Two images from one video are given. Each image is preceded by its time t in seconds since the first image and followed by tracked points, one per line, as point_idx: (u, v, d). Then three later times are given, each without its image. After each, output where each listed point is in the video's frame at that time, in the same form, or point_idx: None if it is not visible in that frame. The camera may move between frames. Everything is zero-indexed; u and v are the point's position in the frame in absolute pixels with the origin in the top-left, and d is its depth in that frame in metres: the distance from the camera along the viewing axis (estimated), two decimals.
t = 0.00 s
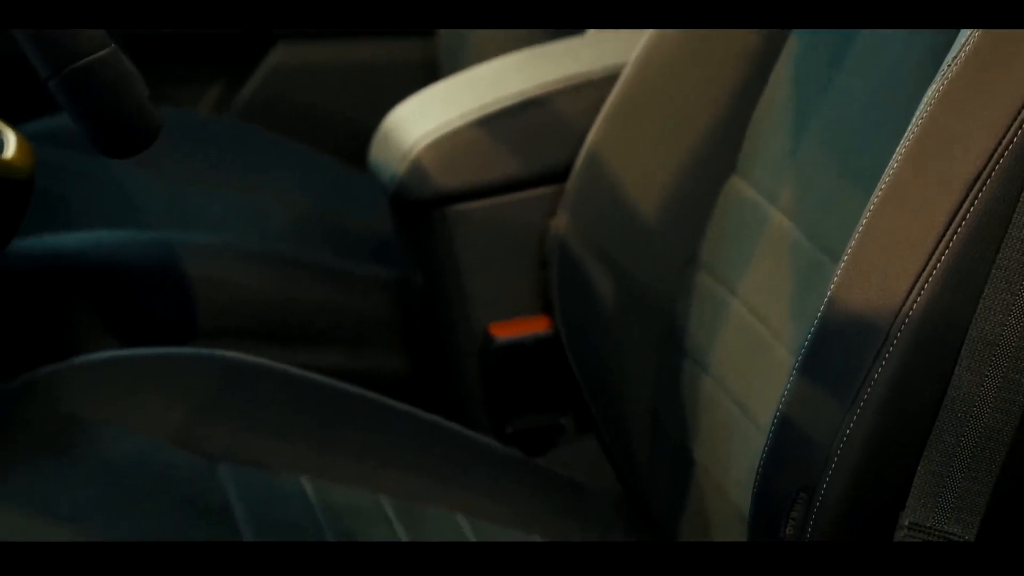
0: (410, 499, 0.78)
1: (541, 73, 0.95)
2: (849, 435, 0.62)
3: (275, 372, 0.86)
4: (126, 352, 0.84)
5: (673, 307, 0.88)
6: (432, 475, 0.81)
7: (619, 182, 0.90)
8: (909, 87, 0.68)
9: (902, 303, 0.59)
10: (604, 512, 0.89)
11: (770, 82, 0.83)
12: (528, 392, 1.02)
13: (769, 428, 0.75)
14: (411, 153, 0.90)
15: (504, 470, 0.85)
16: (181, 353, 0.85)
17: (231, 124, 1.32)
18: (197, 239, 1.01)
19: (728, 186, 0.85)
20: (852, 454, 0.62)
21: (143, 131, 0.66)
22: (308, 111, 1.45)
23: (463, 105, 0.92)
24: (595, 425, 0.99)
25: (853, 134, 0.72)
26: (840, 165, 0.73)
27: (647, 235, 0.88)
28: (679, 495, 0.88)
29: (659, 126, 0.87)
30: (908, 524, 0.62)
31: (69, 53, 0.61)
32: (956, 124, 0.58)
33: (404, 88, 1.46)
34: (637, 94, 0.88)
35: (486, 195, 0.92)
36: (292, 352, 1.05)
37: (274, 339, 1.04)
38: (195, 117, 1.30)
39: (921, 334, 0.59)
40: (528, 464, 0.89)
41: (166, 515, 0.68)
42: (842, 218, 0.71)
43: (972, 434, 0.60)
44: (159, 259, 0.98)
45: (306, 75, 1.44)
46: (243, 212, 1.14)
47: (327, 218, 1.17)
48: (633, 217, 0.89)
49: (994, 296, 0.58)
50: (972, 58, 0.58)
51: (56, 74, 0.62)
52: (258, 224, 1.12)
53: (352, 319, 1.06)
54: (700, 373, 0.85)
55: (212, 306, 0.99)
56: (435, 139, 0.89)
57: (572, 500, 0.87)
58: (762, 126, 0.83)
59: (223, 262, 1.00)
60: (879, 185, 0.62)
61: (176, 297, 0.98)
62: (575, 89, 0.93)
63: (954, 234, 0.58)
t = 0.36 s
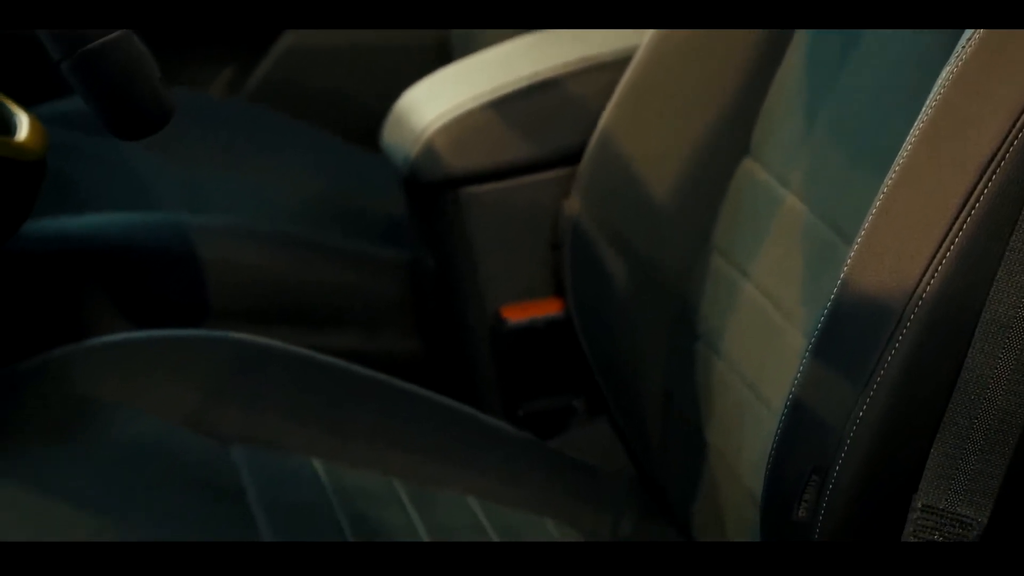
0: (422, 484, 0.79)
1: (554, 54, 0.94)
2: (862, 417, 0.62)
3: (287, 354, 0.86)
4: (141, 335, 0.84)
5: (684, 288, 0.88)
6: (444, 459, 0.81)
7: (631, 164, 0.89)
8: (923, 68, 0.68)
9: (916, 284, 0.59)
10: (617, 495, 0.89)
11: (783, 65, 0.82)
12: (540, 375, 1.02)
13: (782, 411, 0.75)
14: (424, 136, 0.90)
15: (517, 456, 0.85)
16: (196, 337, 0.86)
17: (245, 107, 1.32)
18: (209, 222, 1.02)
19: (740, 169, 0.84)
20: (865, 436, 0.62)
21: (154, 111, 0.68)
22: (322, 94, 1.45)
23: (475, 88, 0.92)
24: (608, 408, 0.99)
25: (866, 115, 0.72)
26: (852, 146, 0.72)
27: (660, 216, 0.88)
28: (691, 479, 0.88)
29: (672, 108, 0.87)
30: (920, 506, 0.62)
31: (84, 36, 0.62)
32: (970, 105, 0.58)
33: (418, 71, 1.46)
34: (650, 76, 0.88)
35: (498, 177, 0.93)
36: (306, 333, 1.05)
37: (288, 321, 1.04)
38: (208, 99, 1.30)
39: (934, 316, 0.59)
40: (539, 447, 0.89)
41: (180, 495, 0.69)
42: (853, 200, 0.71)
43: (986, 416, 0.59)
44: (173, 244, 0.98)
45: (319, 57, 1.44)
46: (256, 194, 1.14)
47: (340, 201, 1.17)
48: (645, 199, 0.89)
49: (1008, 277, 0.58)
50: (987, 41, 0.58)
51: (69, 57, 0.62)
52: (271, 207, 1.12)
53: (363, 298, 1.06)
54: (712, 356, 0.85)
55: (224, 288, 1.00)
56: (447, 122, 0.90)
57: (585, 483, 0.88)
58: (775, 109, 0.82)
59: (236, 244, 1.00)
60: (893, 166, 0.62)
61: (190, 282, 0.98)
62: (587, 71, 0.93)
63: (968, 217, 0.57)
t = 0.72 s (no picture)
0: (435, 462, 0.80)
1: (565, 34, 0.94)
2: (874, 398, 0.62)
3: (300, 332, 0.87)
4: (153, 314, 0.84)
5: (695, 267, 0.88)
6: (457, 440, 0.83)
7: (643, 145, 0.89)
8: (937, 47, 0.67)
9: (928, 266, 0.59)
10: (628, 475, 0.89)
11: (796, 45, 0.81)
12: (552, 356, 1.03)
13: (794, 392, 0.74)
14: (435, 117, 0.90)
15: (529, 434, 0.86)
16: (208, 317, 0.85)
17: (256, 86, 1.32)
18: (221, 201, 1.02)
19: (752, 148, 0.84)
20: (877, 417, 0.62)
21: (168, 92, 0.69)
22: (333, 73, 1.45)
23: (486, 68, 0.91)
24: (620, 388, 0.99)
25: (879, 94, 0.71)
26: (866, 126, 0.72)
27: (671, 197, 0.87)
28: (703, 460, 0.88)
29: (684, 88, 0.87)
30: (933, 486, 0.62)
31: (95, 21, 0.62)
32: (984, 86, 0.58)
33: (429, 50, 1.46)
34: (662, 56, 0.88)
35: (509, 156, 0.93)
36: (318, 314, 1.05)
37: (302, 300, 1.04)
38: (219, 79, 1.30)
39: (947, 297, 0.59)
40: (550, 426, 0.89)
41: (193, 473, 0.69)
42: (866, 181, 0.71)
43: (998, 397, 0.59)
44: (186, 223, 0.98)
45: (330, 37, 1.44)
46: (268, 174, 1.14)
47: (351, 182, 1.17)
48: (657, 180, 0.88)
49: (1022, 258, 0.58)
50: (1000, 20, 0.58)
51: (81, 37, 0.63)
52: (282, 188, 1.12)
53: (374, 279, 1.06)
54: (724, 337, 0.85)
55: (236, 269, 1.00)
56: (459, 102, 0.89)
57: (596, 464, 0.88)
58: (787, 90, 0.81)
59: (247, 224, 1.00)
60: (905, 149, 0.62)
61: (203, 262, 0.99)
62: (599, 51, 0.92)
63: (981, 197, 0.57)
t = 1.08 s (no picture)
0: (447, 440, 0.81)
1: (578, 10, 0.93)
2: (886, 374, 0.62)
3: (311, 309, 0.87)
4: (163, 290, 0.85)
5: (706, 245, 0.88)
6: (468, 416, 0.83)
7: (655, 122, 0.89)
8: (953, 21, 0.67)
9: (941, 242, 0.58)
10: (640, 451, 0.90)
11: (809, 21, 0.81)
12: (565, 331, 1.03)
13: (806, 368, 0.74)
14: (447, 93, 0.90)
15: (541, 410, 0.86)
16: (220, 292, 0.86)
17: (266, 63, 1.32)
18: (232, 177, 1.02)
19: (762, 133, 0.84)
20: (888, 395, 0.62)
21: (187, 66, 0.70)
22: (343, 51, 1.45)
23: (498, 44, 0.91)
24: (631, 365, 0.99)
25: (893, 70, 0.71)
26: (879, 102, 0.71)
27: (682, 174, 0.87)
28: (714, 436, 0.88)
29: (698, 64, 0.87)
30: (946, 462, 0.63)
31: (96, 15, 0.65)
32: (998, 62, 0.57)
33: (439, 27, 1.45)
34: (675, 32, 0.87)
35: (521, 133, 0.93)
36: (329, 290, 1.06)
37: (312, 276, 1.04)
38: (229, 56, 1.30)
39: (959, 274, 0.58)
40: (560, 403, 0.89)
41: (206, 450, 0.69)
42: (878, 157, 0.70)
43: (1010, 373, 0.60)
44: (197, 199, 0.98)
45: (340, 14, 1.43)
46: (279, 151, 1.14)
47: (363, 159, 1.17)
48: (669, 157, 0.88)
49: None
50: None
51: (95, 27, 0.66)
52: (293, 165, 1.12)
53: (385, 255, 1.06)
54: (735, 314, 0.85)
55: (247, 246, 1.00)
56: (471, 79, 0.89)
57: (606, 441, 0.88)
58: (799, 68, 0.81)
59: (258, 201, 1.00)
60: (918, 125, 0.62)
61: (213, 238, 0.99)
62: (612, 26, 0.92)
63: (995, 172, 0.57)
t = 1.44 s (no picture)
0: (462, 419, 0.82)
1: None
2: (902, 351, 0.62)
3: (325, 287, 0.87)
4: (179, 267, 0.85)
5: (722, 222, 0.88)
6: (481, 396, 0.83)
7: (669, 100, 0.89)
8: None
9: (958, 219, 0.58)
10: (653, 429, 0.90)
11: None
12: (579, 310, 1.02)
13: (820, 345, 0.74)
14: (461, 71, 0.89)
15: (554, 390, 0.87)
16: (234, 270, 0.86)
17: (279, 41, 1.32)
18: (247, 157, 1.02)
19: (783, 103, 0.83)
20: (904, 372, 0.62)
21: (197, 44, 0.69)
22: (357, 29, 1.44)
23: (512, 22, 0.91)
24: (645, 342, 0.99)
25: (911, 45, 0.70)
26: (896, 78, 0.71)
27: (697, 153, 0.87)
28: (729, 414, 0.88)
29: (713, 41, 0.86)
30: (962, 440, 0.61)
31: None
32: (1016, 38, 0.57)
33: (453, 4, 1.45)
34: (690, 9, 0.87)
35: (535, 112, 0.92)
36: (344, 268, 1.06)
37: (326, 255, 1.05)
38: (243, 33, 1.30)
39: (976, 251, 0.58)
40: (575, 381, 0.90)
41: (222, 425, 0.70)
42: (894, 134, 0.70)
43: None
44: (210, 178, 0.99)
45: None
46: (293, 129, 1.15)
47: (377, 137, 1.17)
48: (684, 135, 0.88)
49: None
50: None
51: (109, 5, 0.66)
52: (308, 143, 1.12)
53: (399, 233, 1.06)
54: (751, 291, 0.85)
55: (263, 225, 1.00)
56: (485, 57, 0.89)
57: (620, 419, 0.88)
58: (816, 44, 0.81)
59: (273, 180, 1.01)
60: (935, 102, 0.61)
61: (228, 216, 0.99)
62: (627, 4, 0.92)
63: (1013, 148, 0.56)
